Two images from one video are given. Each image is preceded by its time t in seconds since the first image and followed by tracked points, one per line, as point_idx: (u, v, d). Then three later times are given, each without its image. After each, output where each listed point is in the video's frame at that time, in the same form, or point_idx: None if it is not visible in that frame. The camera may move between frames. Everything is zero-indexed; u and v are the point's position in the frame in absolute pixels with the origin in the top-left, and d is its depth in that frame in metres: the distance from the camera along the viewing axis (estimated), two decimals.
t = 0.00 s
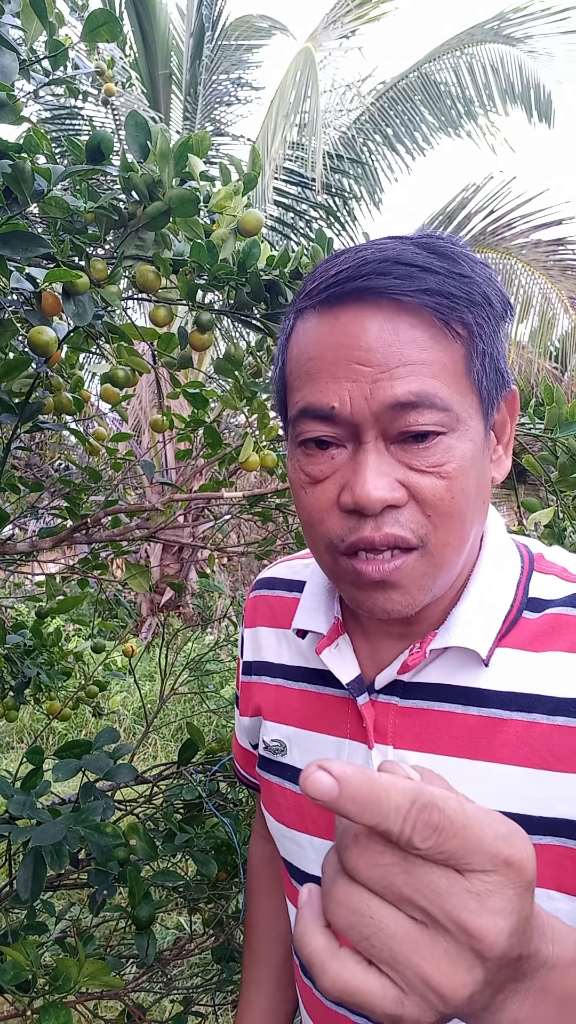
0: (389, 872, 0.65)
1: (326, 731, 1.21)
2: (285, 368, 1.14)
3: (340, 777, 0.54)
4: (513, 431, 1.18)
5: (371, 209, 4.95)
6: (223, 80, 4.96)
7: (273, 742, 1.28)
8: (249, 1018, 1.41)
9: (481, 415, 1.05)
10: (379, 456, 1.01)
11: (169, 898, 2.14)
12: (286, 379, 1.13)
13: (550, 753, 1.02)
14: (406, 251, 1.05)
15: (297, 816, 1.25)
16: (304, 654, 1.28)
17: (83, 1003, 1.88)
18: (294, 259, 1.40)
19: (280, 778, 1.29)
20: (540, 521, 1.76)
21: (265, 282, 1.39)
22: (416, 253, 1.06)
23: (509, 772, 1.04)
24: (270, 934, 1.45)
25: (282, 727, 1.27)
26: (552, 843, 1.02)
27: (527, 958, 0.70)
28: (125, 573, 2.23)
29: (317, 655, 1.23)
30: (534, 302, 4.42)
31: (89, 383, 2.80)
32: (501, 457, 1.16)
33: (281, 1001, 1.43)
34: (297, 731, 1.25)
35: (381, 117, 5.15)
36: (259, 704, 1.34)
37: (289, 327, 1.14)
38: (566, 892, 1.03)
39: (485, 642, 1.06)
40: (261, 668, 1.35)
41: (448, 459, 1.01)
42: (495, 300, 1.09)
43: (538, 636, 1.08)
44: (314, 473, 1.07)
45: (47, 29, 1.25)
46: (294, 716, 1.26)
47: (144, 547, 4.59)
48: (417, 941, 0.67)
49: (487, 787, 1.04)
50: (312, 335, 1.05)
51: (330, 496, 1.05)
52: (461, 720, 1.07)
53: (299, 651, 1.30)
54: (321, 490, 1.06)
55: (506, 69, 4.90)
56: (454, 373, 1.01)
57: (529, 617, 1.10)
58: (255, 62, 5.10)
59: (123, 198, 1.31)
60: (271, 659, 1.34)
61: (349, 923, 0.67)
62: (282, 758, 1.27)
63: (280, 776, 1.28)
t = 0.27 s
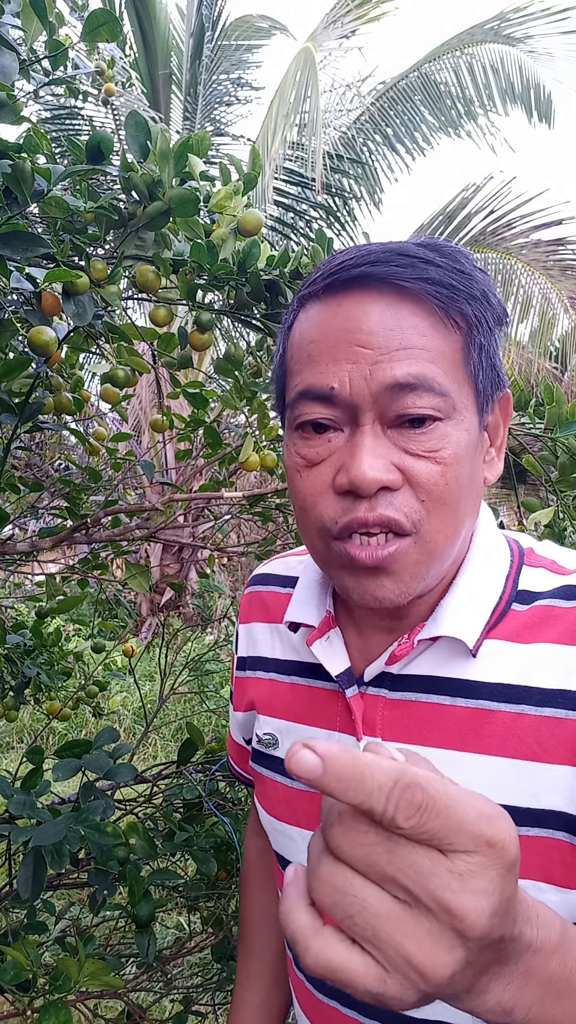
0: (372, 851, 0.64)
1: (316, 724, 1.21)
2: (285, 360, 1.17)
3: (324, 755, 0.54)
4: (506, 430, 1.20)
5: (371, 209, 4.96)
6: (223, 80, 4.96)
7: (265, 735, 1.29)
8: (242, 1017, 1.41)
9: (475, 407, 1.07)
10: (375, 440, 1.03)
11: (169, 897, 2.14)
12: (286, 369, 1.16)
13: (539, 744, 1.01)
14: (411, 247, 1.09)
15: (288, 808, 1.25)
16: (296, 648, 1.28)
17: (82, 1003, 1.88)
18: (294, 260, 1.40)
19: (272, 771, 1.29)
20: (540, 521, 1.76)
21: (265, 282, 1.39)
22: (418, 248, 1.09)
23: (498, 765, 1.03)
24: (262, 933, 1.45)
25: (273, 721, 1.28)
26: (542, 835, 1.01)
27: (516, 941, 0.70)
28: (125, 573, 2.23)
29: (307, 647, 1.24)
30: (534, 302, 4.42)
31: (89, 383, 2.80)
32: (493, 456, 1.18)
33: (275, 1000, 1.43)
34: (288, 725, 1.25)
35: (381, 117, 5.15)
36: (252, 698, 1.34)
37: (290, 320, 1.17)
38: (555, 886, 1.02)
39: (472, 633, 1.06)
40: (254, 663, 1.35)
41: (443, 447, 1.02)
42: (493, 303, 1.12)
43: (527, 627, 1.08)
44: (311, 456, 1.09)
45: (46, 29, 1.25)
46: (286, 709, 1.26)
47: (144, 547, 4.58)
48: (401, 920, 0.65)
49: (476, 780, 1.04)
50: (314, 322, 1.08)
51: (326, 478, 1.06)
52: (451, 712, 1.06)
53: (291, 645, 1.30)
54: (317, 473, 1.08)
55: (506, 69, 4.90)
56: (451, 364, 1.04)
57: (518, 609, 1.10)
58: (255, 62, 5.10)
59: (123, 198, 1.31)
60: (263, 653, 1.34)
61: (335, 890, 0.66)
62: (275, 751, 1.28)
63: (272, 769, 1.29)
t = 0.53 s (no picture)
0: (373, 806, 0.64)
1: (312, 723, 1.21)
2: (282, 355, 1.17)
3: (331, 708, 0.54)
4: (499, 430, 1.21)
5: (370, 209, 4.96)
6: (223, 80, 4.96)
7: (259, 734, 1.28)
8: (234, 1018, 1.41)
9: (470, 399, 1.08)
10: (375, 426, 1.03)
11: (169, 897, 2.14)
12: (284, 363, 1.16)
13: (533, 744, 1.00)
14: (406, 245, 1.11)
15: (281, 808, 1.24)
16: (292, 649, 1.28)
17: (82, 1002, 1.88)
18: (294, 260, 1.40)
19: (265, 772, 1.27)
20: (540, 521, 1.76)
21: (265, 282, 1.39)
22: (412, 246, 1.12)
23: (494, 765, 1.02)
24: (256, 933, 1.45)
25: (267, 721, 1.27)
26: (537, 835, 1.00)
27: (510, 916, 0.69)
28: (125, 573, 2.23)
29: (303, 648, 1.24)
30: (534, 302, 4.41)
31: (89, 383, 2.80)
32: (487, 453, 1.18)
33: (268, 1000, 1.43)
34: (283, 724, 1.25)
35: (381, 117, 5.15)
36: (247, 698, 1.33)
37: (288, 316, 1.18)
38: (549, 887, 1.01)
39: (466, 633, 1.05)
40: (249, 663, 1.35)
41: (442, 434, 1.03)
42: (484, 304, 1.14)
43: (522, 628, 1.08)
44: (311, 446, 1.08)
45: (46, 29, 1.25)
46: (281, 709, 1.26)
47: (144, 547, 4.58)
48: (401, 878, 0.64)
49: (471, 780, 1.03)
50: (313, 313, 1.09)
51: (326, 467, 1.06)
52: (446, 713, 1.05)
53: (286, 645, 1.30)
54: (317, 464, 1.07)
55: (506, 69, 4.90)
56: (447, 353, 1.05)
57: (513, 609, 1.10)
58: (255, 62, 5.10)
59: (123, 198, 1.31)
60: (258, 653, 1.34)
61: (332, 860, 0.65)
62: (268, 751, 1.26)
63: (265, 769, 1.27)
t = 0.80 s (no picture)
0: (350, 811, 0.63)
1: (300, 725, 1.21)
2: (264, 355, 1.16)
3: (307, 716, 0.52)
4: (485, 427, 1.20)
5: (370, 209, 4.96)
6: (223, 80, 4.96)
7: (248, 739, 1.29)
8: (227, 1018, 1.41)
9: (455, 398, 1.08)
10: (359, 426, 1.03)
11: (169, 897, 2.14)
12: (266, 363, 1.15)
13: (521, 746, 0.99)
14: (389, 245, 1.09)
15: (270, 811, 1.24)
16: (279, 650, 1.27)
17: (82, 1003, 1.88)
18: (294, 260, 1.40)
19: (253, 775, 1.28)
20: (540, 521, 1.76)
21: (265, 282, 1.39)
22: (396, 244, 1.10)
23: (481, 768, 1.01)
24: (249, 933, 1.45)
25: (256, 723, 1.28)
26: (523, 837, 0.99)
27: (492, 915, 0.69)
28: (125, 573, 2.23)
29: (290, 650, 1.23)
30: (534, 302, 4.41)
31: (89, 383, 2.80)
32: (473, 450, 1.18)
33: (261, 1001, 1.43)
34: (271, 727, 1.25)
35: (381, 118, 5.15)
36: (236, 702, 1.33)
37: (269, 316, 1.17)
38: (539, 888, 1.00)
39: (453, 634, 1.04)
40: (238, 666, 1.34)
41: (428, 431, 1.03)
42: (468, 306, 1.13)
43: (509, 629, 1.07)
44: (294, 444, 1.08)
45: (47, 29, 1.25)
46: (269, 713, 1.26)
47: (144, 547, 4.58)
48: (377, 882, 0.64)
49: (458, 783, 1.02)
50: (295, 315, 1.08)
51: (310, 466, 1.06)
52: (433, 716, 1.05)
53: (274, 648, 1.29)
54: (301, 461, 1.07)
55: (506, 69, 4.90)
56: (431, 353, 1.04)
57: (500, 610, 1.09)
58: (255, 62, 5.10)
59: (123, 198, 1.31)
60: (248, 657, 1.33)
61: (309, 860, 0.65)
62: (257, 754, 1.27)
63: (254, 772, 1.27)
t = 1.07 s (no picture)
0: (321, 823, 0.64)
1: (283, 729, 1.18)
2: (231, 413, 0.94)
3: (277, 729, 0.54)
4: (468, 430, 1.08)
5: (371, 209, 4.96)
6: (223, 80, 4.96)
7: (233, 742, 1.26)
8: None
9: (435, 458, 0.90)
10: (333, 510, 0.85)
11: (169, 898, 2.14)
12: (233, 427, 0.94)
13: (505, 748, 0.94)
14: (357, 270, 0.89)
15: (257, 815, 1.22)
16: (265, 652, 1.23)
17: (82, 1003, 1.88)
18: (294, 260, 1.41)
19: (237, 777, 1.25)
20: (539, 521, 1.76)
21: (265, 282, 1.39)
22: (365, 282, 0.87)
23: (463, 770, 0.97)
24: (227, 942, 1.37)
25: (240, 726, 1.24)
26: (506, 839, 0.95)
27: (467, 922, 0.69)
28: (125, 573, 2.23)
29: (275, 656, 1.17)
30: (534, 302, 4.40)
31: (89, 383, 2.80)
32: (454, 472, 1.02)
33: (241, 1017, 1.35)
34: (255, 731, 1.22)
35: (381, 118, 5.16)
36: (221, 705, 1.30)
37: (237, 356, 0.94)
38: (522, 888, 0.95)
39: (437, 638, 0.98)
40: (223, 669, 1.30)
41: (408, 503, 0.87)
42: (453, 320, 0.94)
43: (492, 633, 1.00)
44: (267, 519, 0.91)
45: (47, 29, 1.25)
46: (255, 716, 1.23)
47: (144, 547, 4.58)
48: (349, 890, 0.64)
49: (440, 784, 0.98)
50: (260, 373, 0.86)
51: (285, 545, 0.90)
52: (415, 717, 1.00)
53: (260, 649, 1.25)
54: (275, 539, 0.91)
55: (506, 69, 4.90)
56: (414, 414, 0.86)
57: (483, 613, 1.02)
58: (255, 62, 5.10)
59: (123, 198, 1.31)
60: (233, 659, 1.29)
61: (280, 873, 0.65)
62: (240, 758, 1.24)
63: (237, 774, 1.25)
